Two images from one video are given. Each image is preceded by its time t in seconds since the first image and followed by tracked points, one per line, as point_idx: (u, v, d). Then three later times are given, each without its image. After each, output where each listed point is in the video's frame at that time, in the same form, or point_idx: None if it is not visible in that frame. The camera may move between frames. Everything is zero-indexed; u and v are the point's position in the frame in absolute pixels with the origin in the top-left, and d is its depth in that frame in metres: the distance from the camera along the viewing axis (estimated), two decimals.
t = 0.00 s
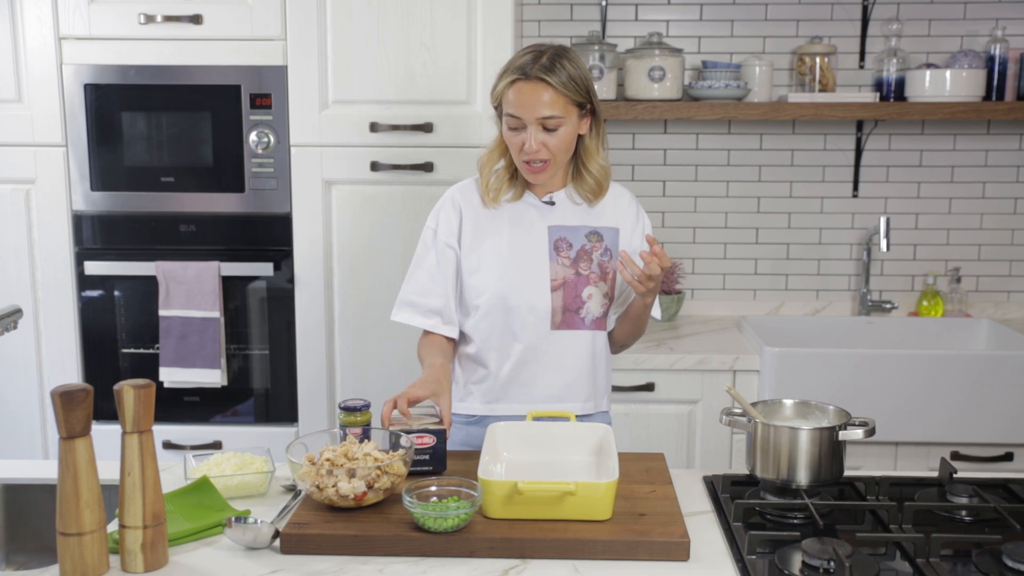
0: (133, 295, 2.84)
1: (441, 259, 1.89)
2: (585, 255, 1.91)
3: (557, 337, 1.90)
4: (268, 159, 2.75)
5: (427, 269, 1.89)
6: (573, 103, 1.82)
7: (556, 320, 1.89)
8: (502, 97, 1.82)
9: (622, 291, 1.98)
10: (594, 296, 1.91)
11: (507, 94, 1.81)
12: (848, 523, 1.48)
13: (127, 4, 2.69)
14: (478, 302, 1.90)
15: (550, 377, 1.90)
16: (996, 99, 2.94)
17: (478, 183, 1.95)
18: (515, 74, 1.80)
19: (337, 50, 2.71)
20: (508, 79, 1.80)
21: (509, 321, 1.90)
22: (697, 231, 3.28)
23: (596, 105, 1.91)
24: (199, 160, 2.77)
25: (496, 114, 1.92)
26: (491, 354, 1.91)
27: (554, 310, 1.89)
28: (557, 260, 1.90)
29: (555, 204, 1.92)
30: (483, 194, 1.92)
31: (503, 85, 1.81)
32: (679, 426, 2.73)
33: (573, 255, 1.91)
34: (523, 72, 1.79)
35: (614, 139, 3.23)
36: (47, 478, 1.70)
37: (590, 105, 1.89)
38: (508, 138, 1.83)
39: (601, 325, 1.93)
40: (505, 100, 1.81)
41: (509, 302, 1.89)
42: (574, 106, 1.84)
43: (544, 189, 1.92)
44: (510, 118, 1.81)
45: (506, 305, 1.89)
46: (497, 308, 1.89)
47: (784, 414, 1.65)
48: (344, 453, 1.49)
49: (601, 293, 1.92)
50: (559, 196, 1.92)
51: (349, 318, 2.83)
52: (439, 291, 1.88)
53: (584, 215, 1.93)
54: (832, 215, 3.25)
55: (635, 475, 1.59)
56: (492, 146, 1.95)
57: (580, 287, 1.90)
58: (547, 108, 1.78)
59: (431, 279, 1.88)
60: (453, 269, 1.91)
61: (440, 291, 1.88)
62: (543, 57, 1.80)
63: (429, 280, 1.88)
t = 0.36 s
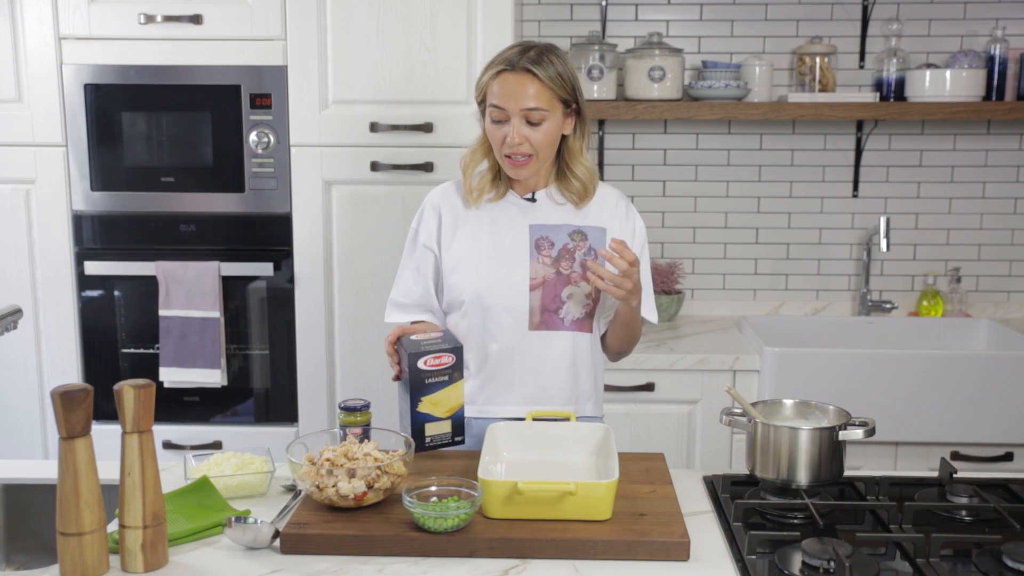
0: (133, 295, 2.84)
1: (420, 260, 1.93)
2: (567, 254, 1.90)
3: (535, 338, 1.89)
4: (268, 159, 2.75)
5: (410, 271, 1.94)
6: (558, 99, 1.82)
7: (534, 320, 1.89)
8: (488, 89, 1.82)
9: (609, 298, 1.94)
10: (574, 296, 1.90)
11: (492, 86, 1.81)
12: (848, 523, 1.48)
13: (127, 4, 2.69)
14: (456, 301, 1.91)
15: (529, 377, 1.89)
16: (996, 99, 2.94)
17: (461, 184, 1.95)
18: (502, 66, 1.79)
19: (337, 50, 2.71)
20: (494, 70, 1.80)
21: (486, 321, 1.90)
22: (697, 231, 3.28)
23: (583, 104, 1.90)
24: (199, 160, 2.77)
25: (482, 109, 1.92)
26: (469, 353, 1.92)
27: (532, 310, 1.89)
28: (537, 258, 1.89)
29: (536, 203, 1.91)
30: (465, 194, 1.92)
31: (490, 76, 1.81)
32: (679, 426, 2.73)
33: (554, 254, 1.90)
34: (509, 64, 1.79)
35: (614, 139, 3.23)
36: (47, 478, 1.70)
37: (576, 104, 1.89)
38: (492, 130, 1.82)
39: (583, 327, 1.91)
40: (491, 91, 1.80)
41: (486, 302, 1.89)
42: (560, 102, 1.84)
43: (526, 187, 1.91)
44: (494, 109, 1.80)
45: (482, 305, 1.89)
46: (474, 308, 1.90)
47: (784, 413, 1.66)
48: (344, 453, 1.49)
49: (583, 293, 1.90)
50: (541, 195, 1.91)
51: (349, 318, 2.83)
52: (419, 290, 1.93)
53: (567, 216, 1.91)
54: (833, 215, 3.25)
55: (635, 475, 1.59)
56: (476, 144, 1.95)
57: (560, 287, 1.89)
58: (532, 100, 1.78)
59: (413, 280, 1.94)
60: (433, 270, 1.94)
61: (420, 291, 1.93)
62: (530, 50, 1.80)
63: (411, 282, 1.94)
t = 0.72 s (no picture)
0: (133, 295, 2.84)
1: (421, 265, 1.94)
2: (565, 254, 1.90)
3: (533, 339, 1.88)
4: (268, 159, 2.75)
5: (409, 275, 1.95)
6: (551, 103, 1.82)
7: (531, 321, 1.88)
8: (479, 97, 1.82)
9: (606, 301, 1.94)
10: (572, 297, 1.89)
11: (483, 95, 1.80)
12: (848, 523, 1.48)
13: (127, 4, 2.69)
14: (455, 305, 1.90)
15: (528, 380, 1.89)
16: (996, 99, 2.94)
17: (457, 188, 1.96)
18: (492, 74, 1.79)
19: (337, 50, 2.71)
20: (484, 79, 1.80)
21: (485, 323, 1.89)
22: (697, 231, 3.28)
23: (575, 104, 1.91)
24: (199, 160, 2.77)
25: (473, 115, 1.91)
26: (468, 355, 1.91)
27: (530, 311, 1.88)
28: (535, 259, 1.89)
29: (534, 203, 1.91)
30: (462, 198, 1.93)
31: (480, 85, 1.80)
32: (679, 426, 2.73)
33: (552, 255, 1.89)
34: (499, 72, 1.78)
35: (614, 139, 3.23)
36: (47, 478, 1.70)
37: (569, 105, 1.89)
38: (485, 138, 1.82)
39: (581, 328, 1.90)
40: (482, 99, 1.80)
41: (483, 304, 1.88)
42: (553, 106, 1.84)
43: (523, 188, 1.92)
44: (487, 119, 1.80)
45: (480, 307, 1.88)
46: (471, 309, 1.89)
47: (784, 414, 1.66)
48: (344, 453, 1.49)
49: (581, 294, 1.90)
50: (538, 195, 1.91)
51: (349, 318, 2.83)
52: (420, 296, 1.94)
53: (565, 215, 1.91)
54: (833, 215, 3.25)
55: (635, 475, 1.59)
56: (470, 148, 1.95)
57: (557, 288, 1.89)
58: (524, 108, 1.78)
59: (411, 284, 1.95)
60: (433, 275, 1.94)
61: (420, 295, 1.94)
62: (520, 57, 1.80)
63: (410, 286, 1.95)
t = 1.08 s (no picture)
0: (133, 295, 2.84)
1: (423, 265, 1.94)
2: (570, 254, 1.90)
3: (538, 339, 1.88)
4: (268, 159, 2.75)
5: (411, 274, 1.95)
6: (552, 97, 1.82)
7: (536, 322, 1.88)
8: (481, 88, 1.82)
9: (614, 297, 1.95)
10: (577, 297, 1.89)
11: (485, 86, 1.80)
12: (848, 523, 1.48)
13: (127, 4, 2.69)
14: (459, 305, 1.90)
15: (533, 381, 1.88)
16: (996, 100, 2.94)
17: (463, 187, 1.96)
18: (494, 65, 1.79)
19: (337, 50, 2.71)
20: (487, 70, 1.80)
21: (489, 323, 1.89)
22: (697, 231, 3.28)
23: (579, 102, 1.90)
24: (199, 160, 2.77)
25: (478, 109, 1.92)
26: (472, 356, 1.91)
27: (534, 311, 1.88)
28: (540, 260, 1.89)
29: (537, 203, 1.91)
30: (467, 196, 1.93)
31: (482, 76, 1.81)
32: (679, 426, 2.73)
33: (557, 255, 1.90)
34: (501, 63, 1.79)
35: (614, 139, 3.23)
36: (47, 478, 1.70)
37: (573, 102, 1.89)
38: (485, 128, 1.82)
39: (587, 329, 1.90)
40: (484, 90, 1.80)
41: (487, 304, 1.88)
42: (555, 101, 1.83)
43: (527, 187, 1.92)
44: (487, 109, 1.80)
45: (484, 307, 1.88)
46: (475, 310, 1.88)
47: (784, 413, 1.66)
48: (344, 453, 1.49)
49: (586, 295, 1.90)
50: (543, 194, 1.91)
51: (349, 318, 2.83)
52: (422, 295, 1.94)
53: (569, 215, 1.91)
54: (832, 215, 3.25)
55: (635, 475, 1.59)
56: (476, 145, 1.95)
57: (562, 288, 1.88)
58: (524, 99, 1.78)
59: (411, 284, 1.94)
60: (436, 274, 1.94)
61: (422, 294, 1.93)
62: (523, 49, 1.80)
63: (411, 285, 1.94)
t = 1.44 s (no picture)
0: (132, 295, 2.84)
1: (419, 265, 1.93)
2: (571, 254, 1.90)
3: (541, 340, 1.88)
4: (268, 159, 2.75)
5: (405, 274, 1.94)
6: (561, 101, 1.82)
7: (539, 322, 1.88)
8: (489, 100, 1.80)
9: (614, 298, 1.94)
10: (579, 297, 1.89)
11: (494, 98, 1.79)
12: (848, 523, 1.48)
13: (127, 4, 2.69)
14: (460, 306, 1.90)
15: (536, 381, 1.88)
16: (996, 100, 2.94)
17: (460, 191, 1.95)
18: (504, 77, 1.77)
19: (337, 50, 2.71)
20: (495, 82, 1.78)
21: (491, 323, 1.89)
22: (697, 231, 3.28)
23: (578, 100, 1.90)
24: (199, 160, 2.77)
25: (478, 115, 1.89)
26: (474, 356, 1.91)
27: (537, 312, 1.88)
28: (541, 260, 1.89)
29: (539, 204, 1.91)
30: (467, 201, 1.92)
31: (490, 88, 1.79)
32: (679, 426, 2.73)
33: (558, 255, 1.90)
34: (510, 74, 1.77)
35: (614, 139, 3.23)
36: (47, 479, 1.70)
37: (574, 101, 1.89)
38: (500, 142, 1.81)
39: (588, 328, 1.90)
40: (493, 105, 1.79)
41: (489, 304, 1.88)
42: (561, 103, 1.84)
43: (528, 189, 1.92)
44: (501, 122, 1.79)
45: (486, 307, 1.88)
46: (476, 310, 1.88)
47: (784, 414, 1.66)
48: (344, 453, 1.49)
49: (588, 294, 1.90)
50: (544, 195, 1.91)
51: (348, 318, 2.83)
52: (417, 295, 1.93)
53: (570, 214, 1.91)
54: (832, 215, 3.25)
55: (635, 475, 1.59)
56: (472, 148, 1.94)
57: (564, 288, 1.89)
58: (539, 109, 1.77)
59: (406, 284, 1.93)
60: (433, 275, 1.93)
61: (416, 295, 1.92)
62: (528, 57, 1.78)
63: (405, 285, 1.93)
